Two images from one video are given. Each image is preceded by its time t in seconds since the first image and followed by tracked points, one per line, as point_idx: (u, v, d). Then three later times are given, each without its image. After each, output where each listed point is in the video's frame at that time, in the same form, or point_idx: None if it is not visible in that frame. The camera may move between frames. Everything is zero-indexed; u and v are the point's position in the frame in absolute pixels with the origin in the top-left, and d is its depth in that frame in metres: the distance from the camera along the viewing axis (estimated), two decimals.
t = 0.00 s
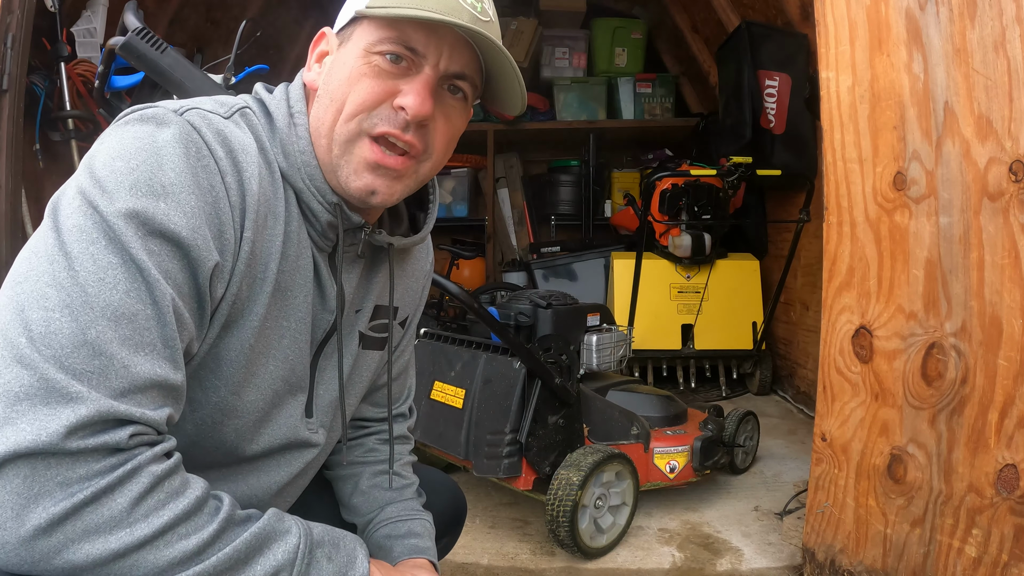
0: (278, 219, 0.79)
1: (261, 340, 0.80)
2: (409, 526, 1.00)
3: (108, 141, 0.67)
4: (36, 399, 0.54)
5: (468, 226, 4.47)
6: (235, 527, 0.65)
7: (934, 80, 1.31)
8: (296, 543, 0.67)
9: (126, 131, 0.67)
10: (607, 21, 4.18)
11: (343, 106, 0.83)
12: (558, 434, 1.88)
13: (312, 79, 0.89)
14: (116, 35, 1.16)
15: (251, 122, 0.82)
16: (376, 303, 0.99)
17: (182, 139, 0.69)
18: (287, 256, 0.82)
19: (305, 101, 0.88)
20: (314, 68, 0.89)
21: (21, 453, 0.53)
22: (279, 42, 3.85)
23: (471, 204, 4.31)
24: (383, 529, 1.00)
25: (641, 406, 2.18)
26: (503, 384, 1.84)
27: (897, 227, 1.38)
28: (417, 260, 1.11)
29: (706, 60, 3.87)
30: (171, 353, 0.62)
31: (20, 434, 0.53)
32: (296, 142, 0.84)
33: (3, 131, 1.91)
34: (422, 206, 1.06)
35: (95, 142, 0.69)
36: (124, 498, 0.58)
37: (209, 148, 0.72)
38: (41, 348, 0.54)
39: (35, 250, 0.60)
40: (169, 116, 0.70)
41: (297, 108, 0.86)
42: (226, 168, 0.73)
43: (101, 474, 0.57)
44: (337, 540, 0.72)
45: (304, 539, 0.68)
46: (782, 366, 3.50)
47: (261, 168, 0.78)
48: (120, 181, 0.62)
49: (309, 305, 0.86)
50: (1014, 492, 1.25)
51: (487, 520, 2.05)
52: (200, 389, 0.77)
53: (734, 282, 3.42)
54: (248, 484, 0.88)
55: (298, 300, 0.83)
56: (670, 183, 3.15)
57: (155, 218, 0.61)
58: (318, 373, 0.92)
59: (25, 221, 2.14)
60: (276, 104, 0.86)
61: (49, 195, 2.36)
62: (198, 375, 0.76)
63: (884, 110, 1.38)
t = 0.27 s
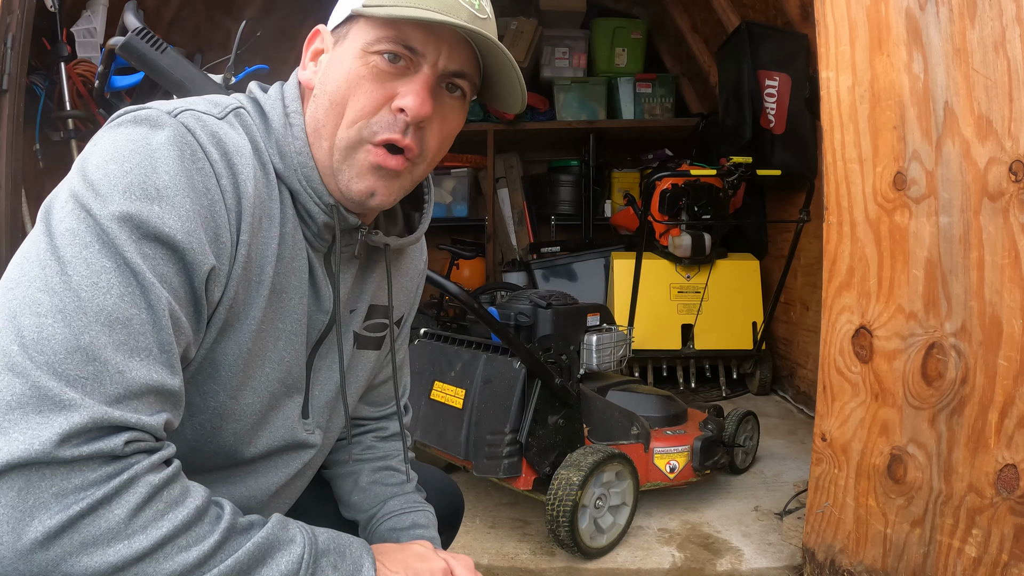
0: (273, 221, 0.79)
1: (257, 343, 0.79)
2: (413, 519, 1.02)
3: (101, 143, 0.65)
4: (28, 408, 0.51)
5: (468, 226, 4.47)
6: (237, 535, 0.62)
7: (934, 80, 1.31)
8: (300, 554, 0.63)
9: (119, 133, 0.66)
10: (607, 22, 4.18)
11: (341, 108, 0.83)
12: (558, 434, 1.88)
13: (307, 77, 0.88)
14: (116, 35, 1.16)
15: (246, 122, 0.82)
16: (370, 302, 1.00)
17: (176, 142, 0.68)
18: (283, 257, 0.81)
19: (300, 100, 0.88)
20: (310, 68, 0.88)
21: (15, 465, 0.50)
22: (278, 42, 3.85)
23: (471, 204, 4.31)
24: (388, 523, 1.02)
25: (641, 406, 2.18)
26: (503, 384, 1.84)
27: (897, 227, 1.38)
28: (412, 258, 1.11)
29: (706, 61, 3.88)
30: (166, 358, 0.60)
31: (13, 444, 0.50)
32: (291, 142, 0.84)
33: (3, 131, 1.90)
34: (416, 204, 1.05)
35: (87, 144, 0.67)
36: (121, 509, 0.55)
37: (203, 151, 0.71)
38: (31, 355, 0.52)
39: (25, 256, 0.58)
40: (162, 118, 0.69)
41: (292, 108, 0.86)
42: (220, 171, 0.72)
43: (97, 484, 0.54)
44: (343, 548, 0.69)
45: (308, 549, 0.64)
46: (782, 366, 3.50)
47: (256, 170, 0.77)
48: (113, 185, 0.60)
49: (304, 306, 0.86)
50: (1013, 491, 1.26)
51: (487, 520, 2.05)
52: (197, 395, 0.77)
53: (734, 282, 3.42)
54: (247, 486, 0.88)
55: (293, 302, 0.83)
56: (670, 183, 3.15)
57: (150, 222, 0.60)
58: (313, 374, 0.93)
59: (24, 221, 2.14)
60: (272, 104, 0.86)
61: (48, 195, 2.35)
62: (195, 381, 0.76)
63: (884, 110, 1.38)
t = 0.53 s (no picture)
0: (271, 221, 0.79)
1: (257, 344, 0.79)
2: (436, 498, 1.03)
3: (98, 145, 0.65)
4: (29, 418, 0.50)
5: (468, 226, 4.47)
6: (248, 538, 0.61)
7: (934, 80, 1.31)
8: (312, 561, 0.61)
9: (117, 135, 0.66)
10: (607, 22, 4.19)
11: (337, 108, 0.83)
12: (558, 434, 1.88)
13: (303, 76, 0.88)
14: (116, 35, 1.16)
15: (243, 122, 0.81)
16: (367, 302, 1.00)
17: (175, 143, 0.68)
18: (281, 257, 0.82)
19: (296, 99, 0.87)
20: (304, 67, 0.88)
21: (18, 479, 0.50)
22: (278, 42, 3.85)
23: (471, 204, 4.31)
24: (412, 502, 1.02)
25: (641, 406, 2.18)
26: (503, 384, 1.84)
27: (897, 228, 1.38)
28: (407, 258, 1.11)
29: (706, 60, 3.88)
30: (168, 362, 0.60)
31: (15, 457, 0.50)
32: (288, 142, 0.84)
33: (3, 131, 1.91)
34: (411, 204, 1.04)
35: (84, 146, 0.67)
36: (131, 519, 0.54)
37: (202, 151, 0.71)
38: (30, 360, 0.51)
39: (22, 260, 0.57)
40: (161, 119, 0.69)
41: (288, 107, 0.86)
42: (220, 172, 0.72)
43: (102, 494, 0.54)
44: (354, 551, 0.65)
45: (321, 555, 0.62)
46: (782, 366, 3.50)
47: (254, 170, 0.77)
48: (112, 186, 0.60)
49: (303, 307, 0.86)
50: (1014, 492, 1.25)
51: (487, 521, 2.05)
52: (198, 397, 0.77)
53: (734, 282, 3.42)
54: (249, 489, 0.88)
55: (292, 302, 0.83)
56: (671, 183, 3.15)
57: (150, 223, 0.60)
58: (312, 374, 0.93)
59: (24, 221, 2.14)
60: (268, 103, 0.86)
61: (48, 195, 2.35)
62: (196, 383, 0.76)
63: (884, 110, 1.38)
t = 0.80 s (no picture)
0: (277, 217, 0.79)
1: (268, 338, 0.79)
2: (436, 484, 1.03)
3: (103, 145, 0.64)
4: (61, 429, 0.52)
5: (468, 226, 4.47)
6: (288, 541, 0.62)
7: (934, 80, 1.31)
8: (349, 567, 0.63)
9: (122, 135, 0.65)
10: (607, 22, 4.19)
11: (357, 104, 0.81)
12: (558, 433, 1.88)
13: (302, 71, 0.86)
14: (116, 35, 1.16)
15: (242, 118, 0.80)
16: (365, 299, 1.00)
17: (183, 141, 0.67)
18: (287, 254, 0.81)
19: (295, 94, 0.86)
20: (306, 60, 0.84)
21: (56, 489, 0.52)
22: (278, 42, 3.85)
23: (471, 204, 4.30)
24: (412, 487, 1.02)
25: (641, 405, 2.18)
26: (503, 384, 1.84)
27: (897, 227, 1.38)
28: (399, 257, 1.11)
29: (706, 60, 3.88)
30: (191, 364, 0.61)
31: (51, 469, 0.52)
32: (290, 137, 0.83)
33: (3, 131, 1.91)
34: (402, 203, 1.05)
35: (87, 146, 0.66)
36: (171, 529, 0.56)
37: (209, 148, 0.71)
38: (60, 371, 0.53)
39: (33, 268, 0.57)
40: (166, 117, 0.68)
41: (288, 102, 0.84)
42: (227, 169, 0.72)
43: (141, 504, 0.56)
44: (386, 555, 0.67)
45: (356, 563, 0.63)
46: (782, 366, 3.50)
47: (258, 167, 0.77)
48: (125, 188, 0.60)
49: (309, 303, 0.86)
50: (1014, 492, 1.25)
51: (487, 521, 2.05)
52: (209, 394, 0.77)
53: (734, 282, 3.42)
54: (258, 489, 0.88)
55: (299, 298, 0.83)
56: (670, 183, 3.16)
57: (166, 226, 0.61)
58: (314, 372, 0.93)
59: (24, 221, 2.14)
60: (266, 98, 0.84)
61: (48, 195, 2.35)
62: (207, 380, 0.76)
63: (884, 110, 1.38)
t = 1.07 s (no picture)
0: (291, 207, 0.79)
1: (281, 327, 0.80)
2: (430, 498, 1.03)
3: (116, 139, 0.63)
4: (105, 442, 0.54)
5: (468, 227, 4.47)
6: (305, 531, 0.64)
7: (934, 80, 1.31)
8: (363, 554, 0.64)
9: (137, 129, 0.64)
10: (607, 22, 4.19)
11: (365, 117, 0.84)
12: (558, 434, 1.88)
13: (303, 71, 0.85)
14: (116, 35, 1.16)
15: (253, 109, 0.78)
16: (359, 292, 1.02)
17: (202, 139, 0.66)
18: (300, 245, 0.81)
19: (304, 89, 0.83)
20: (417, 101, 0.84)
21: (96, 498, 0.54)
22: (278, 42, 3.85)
23: (471, 204, 4.31)
24: (405, 501, 1.02)
25: (641, 405, 2.17)
26: (503, 384, 1.84)
27: (897, 227, 1.38)
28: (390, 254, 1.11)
29: (706, 60, 3.88)
30: (221, 365, 0.62)
31: (92, 480, 0.53)
32: (304, 129, 0.81)
33: (3, 131, 1.90)
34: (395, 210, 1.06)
35: (98, 137, 0.65)
36: (202, 514, 0.58)
37: (227, 142, 0.70)
38: (97, 388, 0.54)
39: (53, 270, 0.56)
40: (181, 109, 0.67)
41: (300, 96, 0.82)
42: (246, 161, 0.71)
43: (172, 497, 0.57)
44: (399, 543, 0.69)
45: (371, 549, 0.65)
46: (782, 366, 3.50)
47: (273, 156, 0.76)
48: (147, 191, 0.60)
49: (315, 292, 0.86)
50: (1014, 492, 1.25)
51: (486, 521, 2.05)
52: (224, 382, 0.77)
53: (734, 282, 3.41)
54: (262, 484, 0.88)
55: (308, 288, 0.83)
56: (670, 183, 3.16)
57: (192, 229, 0.60)
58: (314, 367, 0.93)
59: (24, 221, 2.14)
60: (277, 89, 0.81)
61: (48, 194, 2.35)
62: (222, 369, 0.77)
63: (884, 110, 1.38)
